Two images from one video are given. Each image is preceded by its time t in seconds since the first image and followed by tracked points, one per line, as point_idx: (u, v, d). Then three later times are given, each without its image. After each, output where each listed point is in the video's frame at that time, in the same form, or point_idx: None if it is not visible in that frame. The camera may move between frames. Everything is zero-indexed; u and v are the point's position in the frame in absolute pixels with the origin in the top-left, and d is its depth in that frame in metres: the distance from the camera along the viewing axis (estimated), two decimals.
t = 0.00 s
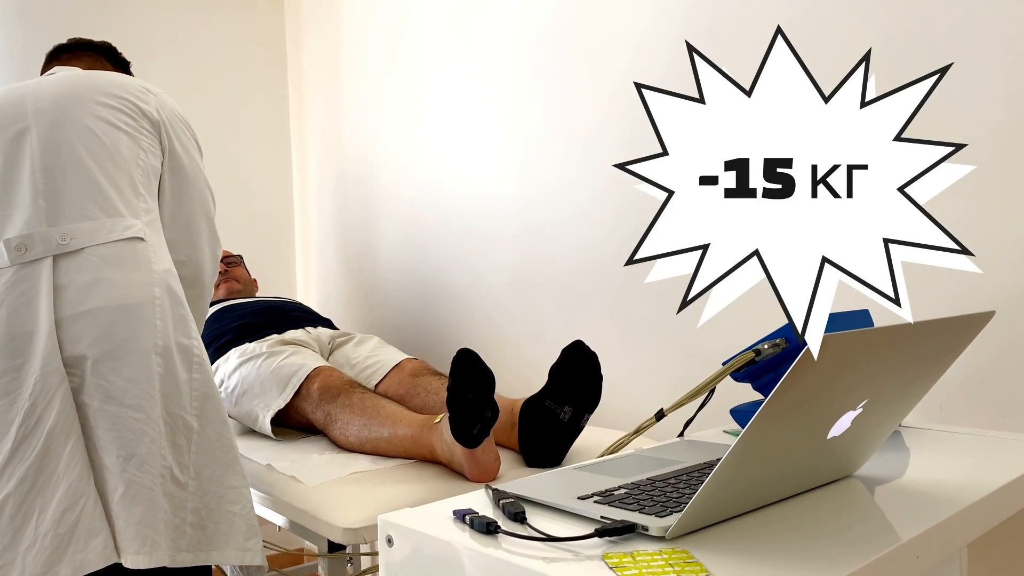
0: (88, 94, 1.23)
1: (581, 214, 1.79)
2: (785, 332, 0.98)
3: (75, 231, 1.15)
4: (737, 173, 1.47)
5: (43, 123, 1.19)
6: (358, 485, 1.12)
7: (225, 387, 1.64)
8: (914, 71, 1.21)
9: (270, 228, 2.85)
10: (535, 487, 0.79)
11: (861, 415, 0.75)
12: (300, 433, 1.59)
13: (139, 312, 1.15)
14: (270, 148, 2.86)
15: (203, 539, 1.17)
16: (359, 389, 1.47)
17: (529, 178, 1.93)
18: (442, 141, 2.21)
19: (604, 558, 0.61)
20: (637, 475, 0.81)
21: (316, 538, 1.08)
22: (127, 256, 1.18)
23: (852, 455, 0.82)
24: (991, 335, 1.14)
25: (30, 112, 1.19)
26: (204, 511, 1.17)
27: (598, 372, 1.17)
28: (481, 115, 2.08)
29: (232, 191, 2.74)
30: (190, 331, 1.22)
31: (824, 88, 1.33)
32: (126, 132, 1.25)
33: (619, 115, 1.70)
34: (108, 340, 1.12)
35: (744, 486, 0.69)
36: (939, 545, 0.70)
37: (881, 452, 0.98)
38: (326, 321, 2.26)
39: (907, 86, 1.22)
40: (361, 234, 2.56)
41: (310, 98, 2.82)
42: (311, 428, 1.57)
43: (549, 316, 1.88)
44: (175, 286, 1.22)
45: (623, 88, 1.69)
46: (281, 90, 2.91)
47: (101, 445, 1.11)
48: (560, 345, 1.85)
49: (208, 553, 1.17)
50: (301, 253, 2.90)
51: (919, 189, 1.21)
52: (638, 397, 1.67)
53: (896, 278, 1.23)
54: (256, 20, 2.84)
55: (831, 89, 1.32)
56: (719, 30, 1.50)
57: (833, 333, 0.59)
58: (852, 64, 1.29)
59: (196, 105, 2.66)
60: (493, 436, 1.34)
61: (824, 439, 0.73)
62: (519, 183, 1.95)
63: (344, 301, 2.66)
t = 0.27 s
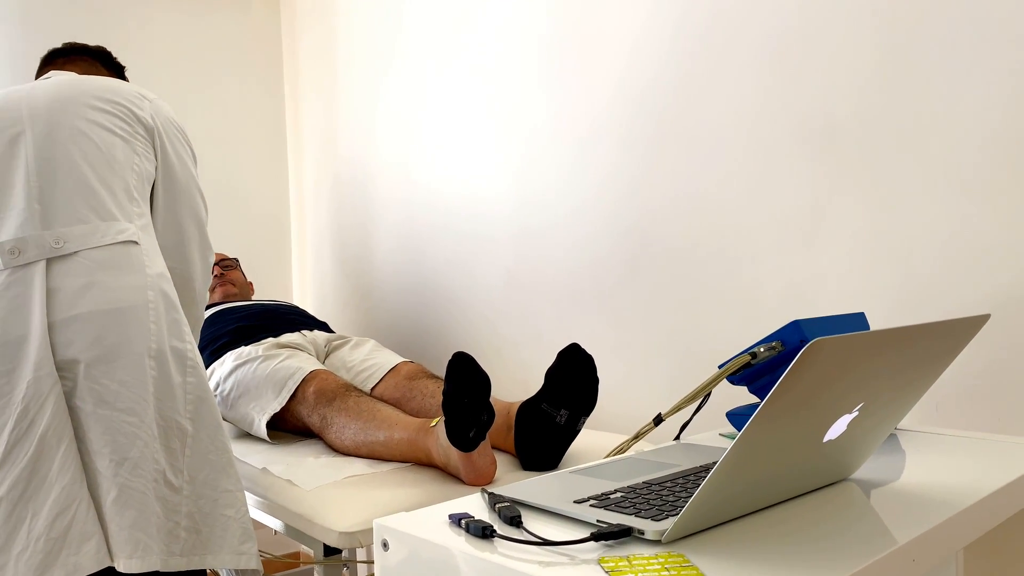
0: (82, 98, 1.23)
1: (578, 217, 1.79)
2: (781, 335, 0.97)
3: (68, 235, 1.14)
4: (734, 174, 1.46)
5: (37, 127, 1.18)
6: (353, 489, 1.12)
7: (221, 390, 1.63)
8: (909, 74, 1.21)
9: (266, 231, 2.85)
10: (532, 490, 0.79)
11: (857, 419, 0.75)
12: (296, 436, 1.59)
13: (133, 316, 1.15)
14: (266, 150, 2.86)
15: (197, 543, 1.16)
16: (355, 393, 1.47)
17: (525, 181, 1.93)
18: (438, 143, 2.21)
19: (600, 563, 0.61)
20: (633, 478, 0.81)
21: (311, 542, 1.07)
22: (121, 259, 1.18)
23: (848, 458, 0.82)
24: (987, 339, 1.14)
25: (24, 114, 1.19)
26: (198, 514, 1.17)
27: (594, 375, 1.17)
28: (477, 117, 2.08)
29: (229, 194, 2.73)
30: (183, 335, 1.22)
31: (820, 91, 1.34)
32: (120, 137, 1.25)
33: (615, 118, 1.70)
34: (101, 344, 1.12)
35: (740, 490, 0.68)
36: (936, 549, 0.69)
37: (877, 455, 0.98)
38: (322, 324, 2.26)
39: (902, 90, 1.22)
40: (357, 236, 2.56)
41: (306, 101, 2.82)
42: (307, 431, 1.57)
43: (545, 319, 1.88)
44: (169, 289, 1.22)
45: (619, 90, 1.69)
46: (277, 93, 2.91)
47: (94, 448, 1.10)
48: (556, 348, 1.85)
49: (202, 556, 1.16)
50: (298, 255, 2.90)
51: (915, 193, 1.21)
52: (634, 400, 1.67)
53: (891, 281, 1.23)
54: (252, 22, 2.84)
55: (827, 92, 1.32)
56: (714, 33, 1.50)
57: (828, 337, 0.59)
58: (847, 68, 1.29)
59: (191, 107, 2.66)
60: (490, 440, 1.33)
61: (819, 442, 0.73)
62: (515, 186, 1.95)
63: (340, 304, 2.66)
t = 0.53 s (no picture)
0: (77, 99, 1.23)
1: (574, 219, 1.79)
2: (778, 335, 0.97)
3: (62, 235, 1.14)
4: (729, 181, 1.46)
5: (31, 127, 1.18)
6: (349, 491, 1.12)
7: (217, 393, 1.63)
8: (905, 75, 1.22)
9: (261, 234, 2.84)
10: (528, 492, 0.78)
11: (854, 418, 0.75)
12: (292, 438, 1.58)
13: (127, 317, 1.15)
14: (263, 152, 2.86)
15: (190, 545, 1.16)
16: (351, 395, 1.47)
17: (521, 182, 1.93)
18: (434, 145, 2.21)
19: (596, 564, 0.61)
20: (629, 479, 0.81)
21: (306, 545, 1.07)
22: (114, 261, 1.17)
23: (845, 459, 0.82)
24: (983, 339, 1.14)
25: (18, 115, 1.18)
26: (192, 516, 1.17)
27: (590, 376, 1.16)
28: (473, 119, 2.08)
29: (225, 196, 2.73)
30: (176, 337, 1.22)
31: (815, 92, 1.34)
32: (114, 139, 1.25)
33: (610, 120, 1.70)
34: (94, 345, 1.12)
35: (738, 490, 0.68)
36: (932, 550, 0.69)
37: (873, 455, 0.98)
38: (318, 326, 2.25)
39: (898, 90, 1.22)
40: (353, 239, 2.56)
41: (302, 104, 2.82)
42: (303, 433, 1.57)
43: (541, 321, 1.87)
44: (162, 291, 1.22)
45: (614, 92, 1.69)
46: (274, 95, 2.90)
47: (87, 450, 1.09)
48: (552, 349, 1.85)
49: (196, 559, 1.16)
50: (294, 258, 2.90)
51: (911, 193, 1.21)
52: (630, 402, 1.67)
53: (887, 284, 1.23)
54: (249, 25, 2.84)
55: (822, 93, 1.33)
56: (709, 34, 1.50)
57: (826, 337, 0.59)
58: (842, 68, 1.30)
59: (187, 109, 2.66)
60: (486, 441, 1.33)
61: (817, 442, 0.73)
62: (511, 187, 1.95)
63: (337, 307, 2.65)
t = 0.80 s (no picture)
0: (74, 102, 1.22)
1: (571, 220, 1.79)
2: (775, 336, 0.97)
3: (58, 238, 1.14)
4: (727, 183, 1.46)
5: (28, 129, 1.17)
6: (346, 493, 1.11)
7: (214, 394, 1.62)
8: (901, 77, 1.22)
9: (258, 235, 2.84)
10: (525, 493, 0.78)
11: (852, 419, 0.75)
12: (289, 440, 1.58)
13: (123, 319, 1.15)
14: (260, 153, 2.86)
15: (185, 548, 1.16)
16: (348, 396, 1.46)
17: (518, 183, 1.93)
18: (431, 145, 2.21)
19: (594, 565, 0.61)
20: (627, 480, 0.81)
21: (303, 547, 1.07)
22: (111, 263, 1.17)
23: (843, 460, 0.82)
24: (978, 340, 1.14)
25: (14, 117, 1.18)
26: (186, 518, 1.17)
27: (587, 377, 1.16)
28: (470, 119, 2.08)
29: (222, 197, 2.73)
30: (173, 339, 1.21)
31: (812, 93, 1.34)
32: (111, 141, 1.24)
33: (607, 122, 1.70)
34: (89, 347, 1.11)
35: (736, 491, 0.68)
36: (929, 550, 0.69)
37: (870, 456, 0.98)
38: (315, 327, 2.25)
39: (894, 92, 1.23)
40: (350, 240, 2.56)
41: (300, 105, 2.81)
42: (300, 435, 1.56)
43: (538, 323, 1.88)
44: (160, 293, 1.22)
45: (611, 92, 1.69)
46: (271, 96, 2.90)
47: (81, 452, 1.09)
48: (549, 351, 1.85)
49: (190, 561, 1.16)
50: (291, 259, 2.89)
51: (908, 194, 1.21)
52: (627, 403, 1.67)
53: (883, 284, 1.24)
54: (246, 25, 2.84)
55: (819, 94, 1.33)
56: (707, 34, 1.51)
57: (824, 338, 0.59)
58: (839, 70, 1.30)
59: (184, 110, 2.65)
60: (483, 442, 1.33)
61: (815, 443, 0.73)
62: (508, 188, 1.96)
63: (334, 308, 2.65)
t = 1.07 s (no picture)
0: (72, 103, 1.22)
1: (569, 220, 1.79)
2: (773, 338, 0.97)
3: (55, 239, 1.14)
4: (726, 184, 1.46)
5: (26, 130, 1.17)
6: (344, 494, 1.11)
7: (211, 395, 1.62)
8: (898, 79, 1.22)
9: (256, 236, 2.84)
10: (524, 494, 0.78)
11: (849, 421, 0.75)
12: (286, 441, 1.58)
13: (120, 320, 1.14)
14: (258, 153, 2.85)
15: (181, 550, 1.16)
16: (346, 397, 1.46)
17: (516, 184, 1.93)
18: (429, 145, 2.21)
19: (593, 567, 0.61)
20: (625, 482, 0.81)
21: (301, 548, 1.06)
22: (108, 263, 1.17)
23: (841, 461, 0.82)
24: (976, 342, 1.14)
25: (13, 119, 1.18)
26: (183, 520, 1.16)
27: (585, 379, 1.16)
28: (468, 120, 2.08)
29: (220, 197, 2.72)
30: (170, 341, 1.21)
31: (810, 94, 1.34)
32: (109, 142, 1.24)
33: (605, 123, 1.70)
34: (86, 348, 1.11)
35: (734, 493, 0.68)
36: (927, 552, 0.69)
37: (868, 458, 0.98)
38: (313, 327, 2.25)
39: (891, 94, 1.23)
40: (348, 240, 2.55)
41: (298, 106, 2.81)
42: (298, 436, 1.56)
43: (536, 324, 1.87)
44: (157, 294, 1.22)
45: (609, 93, 1.70)
46: (269, 96, 2.90)
47: (77, 453, 1.09)
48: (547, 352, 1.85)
49: (186, 563, 1.16)
50: (289, 260, 2.89)
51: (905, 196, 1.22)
52: (625, 404, 1.67)
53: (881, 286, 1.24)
54: (244, 25, 2.83)
55: (817, 95, 1.33)
56: (704, 35, 1.51)
57: (822, 340, 0.59)
58: (836, 71, 1.30)
59: (182, 110, 2.65)
60: (481, 443, 1.33)
61: (812, 445, 0.73)
62: (506, 190, 1.95)
63: (332, 309, 2.65)
